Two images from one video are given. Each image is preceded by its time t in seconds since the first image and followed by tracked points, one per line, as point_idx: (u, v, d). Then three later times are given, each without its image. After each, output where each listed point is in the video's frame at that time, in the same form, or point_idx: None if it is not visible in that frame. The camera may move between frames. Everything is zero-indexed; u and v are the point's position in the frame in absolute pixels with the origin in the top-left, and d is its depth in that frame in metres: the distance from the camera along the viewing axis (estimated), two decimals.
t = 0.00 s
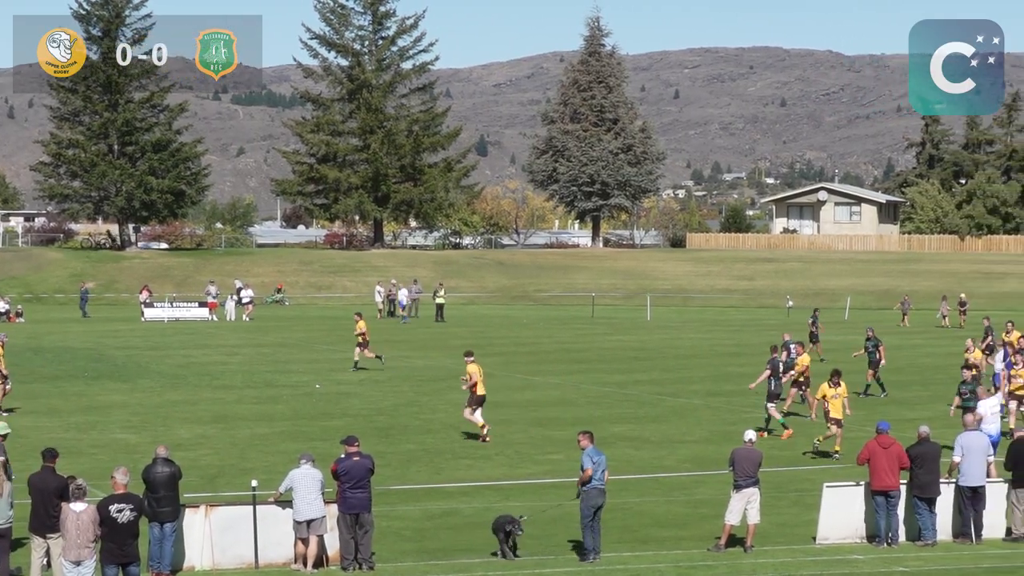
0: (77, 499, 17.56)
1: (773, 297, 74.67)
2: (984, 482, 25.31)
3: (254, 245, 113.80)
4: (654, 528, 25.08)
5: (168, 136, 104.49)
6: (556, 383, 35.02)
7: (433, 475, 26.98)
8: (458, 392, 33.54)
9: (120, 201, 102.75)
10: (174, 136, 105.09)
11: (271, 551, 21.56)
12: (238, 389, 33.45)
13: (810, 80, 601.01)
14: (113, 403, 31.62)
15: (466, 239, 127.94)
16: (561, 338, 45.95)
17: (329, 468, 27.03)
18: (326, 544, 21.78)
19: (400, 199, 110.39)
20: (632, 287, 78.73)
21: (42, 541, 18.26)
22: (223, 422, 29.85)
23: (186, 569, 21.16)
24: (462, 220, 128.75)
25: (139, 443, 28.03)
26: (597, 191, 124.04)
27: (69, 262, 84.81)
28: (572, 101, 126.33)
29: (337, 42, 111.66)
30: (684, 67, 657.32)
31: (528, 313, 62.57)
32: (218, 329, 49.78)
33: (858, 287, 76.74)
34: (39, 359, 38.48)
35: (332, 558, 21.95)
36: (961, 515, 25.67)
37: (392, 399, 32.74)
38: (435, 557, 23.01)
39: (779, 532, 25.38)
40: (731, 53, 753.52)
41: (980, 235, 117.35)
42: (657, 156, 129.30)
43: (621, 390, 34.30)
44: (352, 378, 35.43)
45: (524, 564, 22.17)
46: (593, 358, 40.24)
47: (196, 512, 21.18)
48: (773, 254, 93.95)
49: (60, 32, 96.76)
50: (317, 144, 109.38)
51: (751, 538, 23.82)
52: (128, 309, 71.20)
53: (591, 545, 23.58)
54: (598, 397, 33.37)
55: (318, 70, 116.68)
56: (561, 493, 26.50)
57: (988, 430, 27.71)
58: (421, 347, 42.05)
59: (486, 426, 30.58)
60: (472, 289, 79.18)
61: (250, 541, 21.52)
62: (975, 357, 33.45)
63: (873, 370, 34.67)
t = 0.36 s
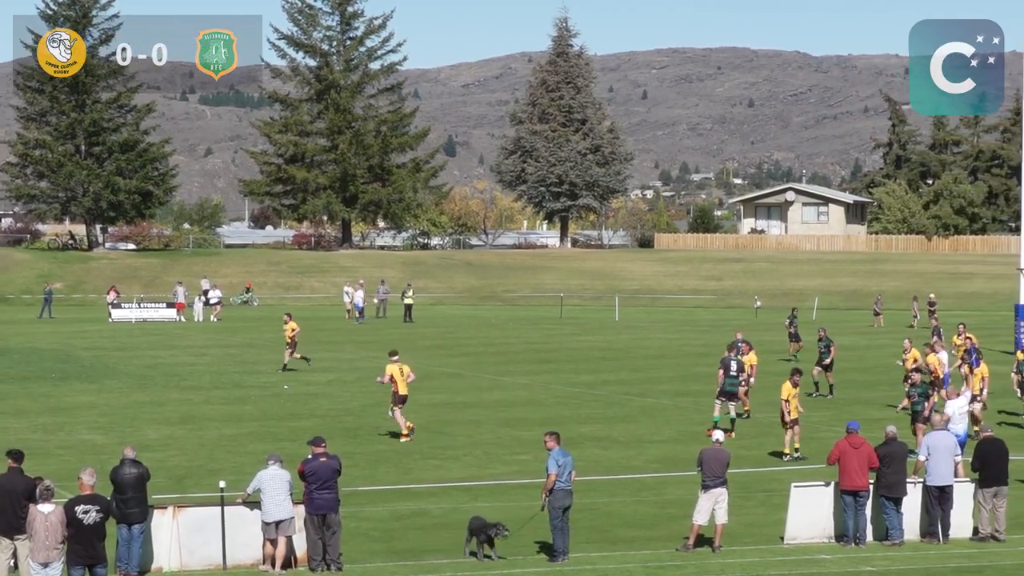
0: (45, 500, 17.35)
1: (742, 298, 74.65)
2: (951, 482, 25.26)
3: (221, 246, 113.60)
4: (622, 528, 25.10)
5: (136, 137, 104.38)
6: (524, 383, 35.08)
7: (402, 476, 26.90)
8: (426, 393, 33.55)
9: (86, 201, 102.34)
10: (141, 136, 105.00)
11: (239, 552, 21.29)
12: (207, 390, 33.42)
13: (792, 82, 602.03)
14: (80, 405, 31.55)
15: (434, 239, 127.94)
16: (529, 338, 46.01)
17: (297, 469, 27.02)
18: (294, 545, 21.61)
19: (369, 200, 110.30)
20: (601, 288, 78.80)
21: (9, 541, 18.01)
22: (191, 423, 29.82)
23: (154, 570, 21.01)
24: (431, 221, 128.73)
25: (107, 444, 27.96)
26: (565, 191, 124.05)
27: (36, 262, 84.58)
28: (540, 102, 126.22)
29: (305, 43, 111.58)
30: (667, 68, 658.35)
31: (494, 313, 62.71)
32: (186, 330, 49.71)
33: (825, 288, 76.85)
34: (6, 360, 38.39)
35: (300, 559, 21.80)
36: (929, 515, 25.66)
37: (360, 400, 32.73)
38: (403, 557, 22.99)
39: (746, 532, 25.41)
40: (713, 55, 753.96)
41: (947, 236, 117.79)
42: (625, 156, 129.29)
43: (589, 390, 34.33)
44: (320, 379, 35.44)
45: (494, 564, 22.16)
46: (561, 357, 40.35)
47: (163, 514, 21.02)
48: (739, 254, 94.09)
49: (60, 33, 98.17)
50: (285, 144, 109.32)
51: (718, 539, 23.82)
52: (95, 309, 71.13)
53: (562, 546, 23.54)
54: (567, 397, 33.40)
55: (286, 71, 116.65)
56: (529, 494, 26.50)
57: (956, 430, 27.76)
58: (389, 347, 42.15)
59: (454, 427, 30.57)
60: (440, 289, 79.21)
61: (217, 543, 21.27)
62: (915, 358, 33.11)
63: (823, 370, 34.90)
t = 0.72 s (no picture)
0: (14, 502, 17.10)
1: (712, 298, 74.51)
2: (921, 481, 25.33)
3: (191, 246, 113.41)
4: (593, 528, 25.13)
5: (106, 137, 104.22)
6: (494, 383, 35.18)
7: (373, 476, 26.92)
8: (397, 393, 33.54)
9: (57, 202, 101.99)
10: (111, 136, 104.86)
11: (211, 552, 21.13)
12: (177, 390, 33.40)
13: (775, 84, 602.72)
14: (50, 406, 31.50)
15: (405, 239, 128.01)
16: (500, 338, 46.04)
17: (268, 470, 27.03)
18: (265, 546, 21.48)
19: (340, 200, 110.26)
20: (572, 288, 78.90)
21: None
22: (162, 424, 29.81)
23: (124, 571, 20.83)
24: (402, 221, 128.82)
25: (77, 445, 27.92)
26: (536, 192, 124.13)
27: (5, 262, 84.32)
28: (511, 102, 126.18)
29: (276, 43, 111.55)
30: (651, 70, 659.10)
31: (464, 313, 62.85)
32: (155, 330, 49.62)
33: (795, 288, 76.92)
34: None
35: (270, 560, 21.66)
36: (898, 515, 25.58)
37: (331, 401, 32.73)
38: (373, 558, 22.99)
39: (717, 531, 25.45)
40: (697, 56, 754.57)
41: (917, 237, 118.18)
42: (596, 157, 129.40)
43: (561, 390, 34.36)
44: (290, 379, 35.41)
45: (466, 564, 22.19)
46: (532, 357, 40.51)
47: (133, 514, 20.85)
48: (710, 254, 94.15)
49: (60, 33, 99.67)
50: (256, 145, 109.30)
51: (689, 538, 23.85)
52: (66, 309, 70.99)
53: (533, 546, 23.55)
54: (537, 397, 33.43)
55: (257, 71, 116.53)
56: (501, 494, 26.49)
57: (926, 430, 27.81)
58: (361, 347, 42.29)
59: (424, 427, 30.54)
60: (411, 290, 79.25)
61: (189, 543, 21.10)
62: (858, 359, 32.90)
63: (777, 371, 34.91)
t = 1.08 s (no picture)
0: None
1: (676, 297, 74.13)
2: (885, 480, 24.93)
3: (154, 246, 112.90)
4: (556, 526, 25.11)
5: (68, 136, 103.92)
6: (457, 382, 35.14)
7: (337, 475, 26.88)
8: (360, 392, 33.51)
9: (19, 201, 101.47)
10: (73, 135, 104.58)
11: (173, 552, 20.87)
12: (139, 390, 33.32)
13: (754, 84, 603.07)
14: (12, 405, 31.40)
15: (369, 238, 127.75)
16: (463, 337, 46.05)
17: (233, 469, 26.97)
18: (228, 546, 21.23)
19: (303, 199, 109.93)
20: (536, 288, 78.61)
21: None
22: (125, 424, 29.71)
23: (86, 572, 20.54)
24: (366, 220, 128.53)
25: (39, 445, 27.83)
26: (500, 191, 123.54)
27: None
28: (475, 102, 125.72)
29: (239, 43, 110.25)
30: (632, 72, 659.44)
31: (426, 313, 62.64)
32: (116, 330, 49.48)
33: (760, 287, 76.79)
34: None
35: (233, 560, 21.40)
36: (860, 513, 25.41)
37: (294, 400, 32.67)
38: (335, 558, 22.92)
39: (680, 530, 25.42)
40: (678, 57, 754.86)
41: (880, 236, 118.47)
42: (560, 155, 129.09)
43: (524, 389, 34.36)
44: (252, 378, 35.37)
45: (430, 563, 22.12)
46: (496, 357, 40.44)
47: (95, 515, 20.58)
48: (675, 253, 93.94)
49: (60, 32, 96.81)
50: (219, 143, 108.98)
51: (652, 536, 23.78)
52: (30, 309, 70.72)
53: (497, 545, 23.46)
54: (501, 396, 33.43)
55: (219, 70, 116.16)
56: (465, 494, 26.46)
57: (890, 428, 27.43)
58: (324, 346, 42.19)
59: (387, 426, 30.51)
60: (375, 289, 79.18)
61: (151, 543, 20.82)
62: (795, 359, 33.54)
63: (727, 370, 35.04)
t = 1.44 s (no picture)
0: None
1: (637, 298, 73.43)
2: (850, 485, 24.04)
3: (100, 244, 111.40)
4: (513, 533, 24.28)
5: (11, 131, 102.63)
6: (411, 386, 34.38)
7: (288, 481, 26.07)
8: (312, 396, 32.75)
9: None
10: (16, 131, 103.30)
11: (118, 562, 19.75)
12: (84, 395, 32.53)
13: (730, 83, 602.82)
14: None
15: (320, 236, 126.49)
16: (417, 338, 45.37)
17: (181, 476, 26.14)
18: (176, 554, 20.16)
19: (253, 196, 108.81)
20: (492, 288, 77.78)
21: None
22: (69, 429, 28.89)
23: None
24: (318, 218, 127.03)
25: None
26: (456, 187, 122.58)
27: None
28: (430, 95, 124.69)
29: (189, 35, 110.30)
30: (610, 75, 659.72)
31: (385, 313, 61.75)
32: (63, 331, 48.67)
33: (724, 287, 76.15)
34: None
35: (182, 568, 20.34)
36: (826, 517, 24.44)
37: (244, 403, 31.89)
38: (284, 566, 22.06)
39: (640, 536, 24.56)
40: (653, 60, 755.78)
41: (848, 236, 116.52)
42: (518, 152, 127.30)
43: (480, 393, 33.65)
44: (201, 382, 34.61)
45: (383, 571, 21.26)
46: (453, 359, 39.73)
47: (36, 522, 19.49)
48: (636, 251, 93.26)
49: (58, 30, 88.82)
50: (167, 139, 107.55)
51: (613, 543, 22.95)
52: None
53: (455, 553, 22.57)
54: (457, 399, 32.68)
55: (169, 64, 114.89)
56: (421, 500, 25.63)
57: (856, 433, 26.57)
58: (274, 349, 41.50)
59: (340, 430, 29.72)
60: (326, 289, 78.34)
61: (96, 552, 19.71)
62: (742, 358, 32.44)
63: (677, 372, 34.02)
